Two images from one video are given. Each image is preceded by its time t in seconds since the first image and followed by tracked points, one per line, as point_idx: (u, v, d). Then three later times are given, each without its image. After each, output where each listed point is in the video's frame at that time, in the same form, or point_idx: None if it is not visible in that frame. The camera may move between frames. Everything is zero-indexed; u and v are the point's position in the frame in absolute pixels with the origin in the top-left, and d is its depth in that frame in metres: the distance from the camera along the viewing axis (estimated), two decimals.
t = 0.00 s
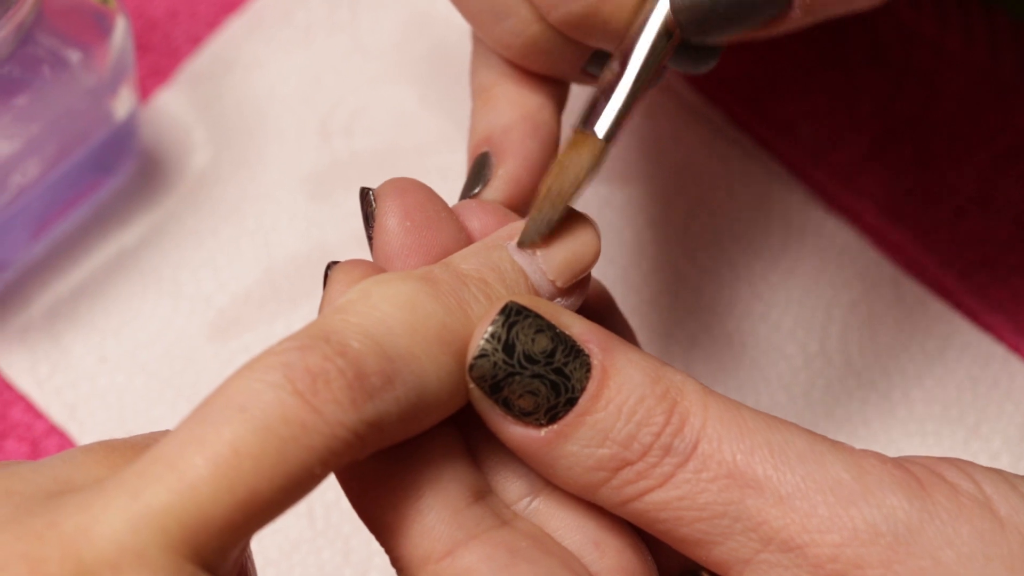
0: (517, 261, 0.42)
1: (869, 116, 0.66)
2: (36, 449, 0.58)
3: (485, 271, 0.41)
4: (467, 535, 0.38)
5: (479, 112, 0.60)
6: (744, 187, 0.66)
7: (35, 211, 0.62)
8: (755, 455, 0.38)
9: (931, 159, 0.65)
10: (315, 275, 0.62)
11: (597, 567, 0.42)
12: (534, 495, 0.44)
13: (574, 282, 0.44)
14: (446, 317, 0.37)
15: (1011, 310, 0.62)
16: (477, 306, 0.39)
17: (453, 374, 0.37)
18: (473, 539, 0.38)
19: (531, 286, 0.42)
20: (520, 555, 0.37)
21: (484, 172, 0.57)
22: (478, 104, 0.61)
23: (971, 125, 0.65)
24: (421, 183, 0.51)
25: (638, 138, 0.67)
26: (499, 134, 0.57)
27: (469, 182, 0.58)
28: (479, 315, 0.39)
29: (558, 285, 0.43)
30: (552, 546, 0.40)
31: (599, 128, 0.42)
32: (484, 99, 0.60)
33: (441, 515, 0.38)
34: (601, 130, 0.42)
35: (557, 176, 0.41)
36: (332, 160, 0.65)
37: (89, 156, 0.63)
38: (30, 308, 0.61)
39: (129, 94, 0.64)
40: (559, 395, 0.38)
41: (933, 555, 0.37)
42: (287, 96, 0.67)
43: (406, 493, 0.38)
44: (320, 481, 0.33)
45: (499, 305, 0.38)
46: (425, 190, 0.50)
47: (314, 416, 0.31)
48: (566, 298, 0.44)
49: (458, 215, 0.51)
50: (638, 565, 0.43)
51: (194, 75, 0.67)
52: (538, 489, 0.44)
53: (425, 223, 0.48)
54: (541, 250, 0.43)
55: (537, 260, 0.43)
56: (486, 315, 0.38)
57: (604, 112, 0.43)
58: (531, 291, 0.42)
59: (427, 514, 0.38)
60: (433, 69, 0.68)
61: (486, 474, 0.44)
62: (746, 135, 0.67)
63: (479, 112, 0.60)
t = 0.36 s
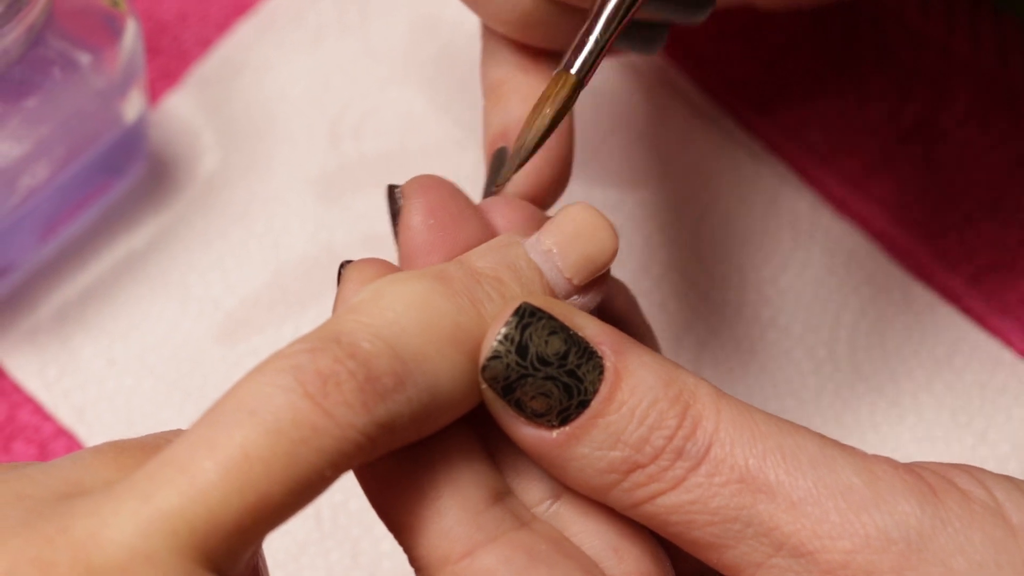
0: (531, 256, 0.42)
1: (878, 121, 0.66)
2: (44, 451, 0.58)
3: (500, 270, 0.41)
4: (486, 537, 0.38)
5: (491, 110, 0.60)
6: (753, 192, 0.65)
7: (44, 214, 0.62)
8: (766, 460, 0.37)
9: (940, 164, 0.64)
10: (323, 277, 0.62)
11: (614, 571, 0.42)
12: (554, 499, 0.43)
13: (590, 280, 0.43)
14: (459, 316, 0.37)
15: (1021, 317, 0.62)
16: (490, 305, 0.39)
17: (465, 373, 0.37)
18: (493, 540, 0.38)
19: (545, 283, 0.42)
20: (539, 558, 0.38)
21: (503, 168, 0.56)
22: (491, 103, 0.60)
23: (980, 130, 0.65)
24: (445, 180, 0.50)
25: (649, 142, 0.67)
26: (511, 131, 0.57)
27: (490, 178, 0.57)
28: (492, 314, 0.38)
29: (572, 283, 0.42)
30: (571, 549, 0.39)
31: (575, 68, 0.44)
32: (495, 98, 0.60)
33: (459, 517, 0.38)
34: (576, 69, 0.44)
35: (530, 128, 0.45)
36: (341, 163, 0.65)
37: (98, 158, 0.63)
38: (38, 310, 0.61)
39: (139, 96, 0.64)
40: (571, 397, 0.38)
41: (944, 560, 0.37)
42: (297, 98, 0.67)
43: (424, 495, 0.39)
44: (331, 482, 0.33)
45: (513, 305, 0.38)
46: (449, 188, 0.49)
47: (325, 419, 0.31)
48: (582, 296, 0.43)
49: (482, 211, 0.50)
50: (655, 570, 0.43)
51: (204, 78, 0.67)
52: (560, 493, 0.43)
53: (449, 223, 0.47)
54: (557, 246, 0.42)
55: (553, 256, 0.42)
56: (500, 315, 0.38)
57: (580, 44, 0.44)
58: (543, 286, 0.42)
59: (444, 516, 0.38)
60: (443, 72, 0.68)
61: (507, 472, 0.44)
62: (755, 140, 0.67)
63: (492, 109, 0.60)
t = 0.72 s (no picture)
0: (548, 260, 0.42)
1: (881, 125, 0.66)
2: (45, 457, 0.58)
3: (510, 272, 0.40)
4: (490, 540, 0.38)
5: (516, 109, 0.60)
6: (755, 195, 0.65)
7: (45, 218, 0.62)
8: (775, 465, 0.37)
9: (943, 169, 0.64)
10: (326, 281, 0.62)
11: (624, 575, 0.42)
12: (567, 502, 0.43)
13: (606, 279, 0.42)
14: (465, 321, 0.37)
15: None
16: (496, 310, 0.38)
17: (472, 381, 0.37)
18: (496, 543, 0.38)
19: (558, 288, 0.41)
20: (543, 562, 0.37)
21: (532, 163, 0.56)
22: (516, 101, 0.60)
23: (984, 133, 0.65)
24: (477, 173, 0.50)
25: (652, 146, 0.67)
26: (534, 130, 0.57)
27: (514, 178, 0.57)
28: (498, 320, 0.38)
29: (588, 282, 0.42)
30: (575, 552, 0.39)
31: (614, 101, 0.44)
32: (519, 98, 0.60)
33: (464, 519, 0.38)
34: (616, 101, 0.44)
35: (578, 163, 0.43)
36: (344, 167, 0.65)
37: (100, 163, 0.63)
38: (40, 314, 0.61)
39: (141, 100, 0.64)
40: (577, 405, 0.37)
41: (953, 564, 0.37)
42: (300, 102, 0.67)
43: (429, 498, 0.38)
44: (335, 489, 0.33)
45: (518, 314, 0.38)
46: (481, 181, 0.49)
47: (327, 427, 0.31)
48: (598, 294, 0.43)
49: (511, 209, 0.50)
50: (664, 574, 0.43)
51: (207, 81, 0.67)
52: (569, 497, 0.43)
53: (477, 220, 0.47)
54: (572, 246, 0.41)
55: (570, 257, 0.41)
56: (506, 322, 0.38)
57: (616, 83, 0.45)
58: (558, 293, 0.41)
59: (449, 518, 0.38)
60: (446, 76, 0.68)
61: (516, 477, 0.44)
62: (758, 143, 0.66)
63: (516, 109, 0.60)
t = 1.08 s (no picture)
0: (535, 257, 0.42)
1: (876, 124, 0.66)
2: (38, 455, 0.58)
3: (499, 269, 0.41)
4: (488, 533, 0.38)
5: (503, 111, 0.60)
6: (750, 194, 0.65)
7: (39, 217, 0.62)
8: (765, 463, 0.37)
9: (938, 167, 0.64)
10: (320, 279, 0.62)
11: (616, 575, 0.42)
12: (556, 501, 0.43)
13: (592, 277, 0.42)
14: (455, 316, 0.37)
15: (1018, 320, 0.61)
16: (486, 305, 0.38)
17: (462, 376, 0.37)
18: (495, 536, 0.38)
19: (545, 284, 0.41)
20: (543, 556, 0.38)
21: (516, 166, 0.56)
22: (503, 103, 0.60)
23: (978, 133, 0.65)
24: (460, 177, 0.50)
25: (646, 145, 0.67)
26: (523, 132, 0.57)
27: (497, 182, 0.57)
28: (489, 315, 0.38)
29: (575, 281, 0.42)
30: (574, 547, 0.39)
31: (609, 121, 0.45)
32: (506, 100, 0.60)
33: (463, 514, 0.38)
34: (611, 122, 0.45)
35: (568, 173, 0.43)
36: (338, 165, 0.65)
37: (93, 161, 0.63)
38: (33, 313, 0.61)
39: (134, 99, 0.63)
40: (567, 401, 0.37)
41: (943, 564, 0.37)
42: (295, 100, 0.67)
43: (424, 493, 0.38)
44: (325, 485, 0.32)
45: (508, 309, 0.38)
46: (464, 186, 0.49)
47: (317, 421, 0.31)
48: (585, 293, 0.43)
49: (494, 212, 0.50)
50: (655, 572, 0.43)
51: (201, 79, 0.67)
52: (559, 497, 0.43)
53: (459, 223, 0.47)
54: (558, 245, 0.42)
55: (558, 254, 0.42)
56: (496, 317, 0.38)
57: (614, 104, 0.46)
58: (546, 289, 0.41)
59: (447, 513, 0.38)
60: (441, 75, 0.68)
61: (507, 475, 0.44)
62: (753, 141, 0.66)
63: (503, 111, 0.60)
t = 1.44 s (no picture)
0: (523, 255, 0.42)
1: (867, 121, 0.66)
2: (31, 453, 0.58)
3: (488, 266, 0.41)
4: (488, 529, 0.38)
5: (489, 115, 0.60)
6: (743, 190, 0.65)
7: (31, 215, 0.62)
8: (753, 462, 0.37)
9: (929, 164, 0.64)
10: (313, 276, 0.62)
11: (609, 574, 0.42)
12: (548, 502, 0.43)
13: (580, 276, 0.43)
14: (444, 313, 0.37)
15: (1010, 315, 0.62)
16: (476, 302, 0.39)
17: (451, 373, 0.37)
18: (495, 533, 0.38)
19: (534, 281, 0.42)
20: (544, 551, 0.38)
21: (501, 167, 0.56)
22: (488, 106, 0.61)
23: (970, 129, 0.65)
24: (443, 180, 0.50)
25: (638, 142, 0.67)
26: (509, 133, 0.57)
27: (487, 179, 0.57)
28: (479, 312, 0.38)
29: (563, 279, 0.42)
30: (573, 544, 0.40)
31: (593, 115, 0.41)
32: (491, 104, 0.60)
33: (462, 510, 0.38)
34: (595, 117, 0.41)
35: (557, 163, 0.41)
36: (331, 163, 0.65)
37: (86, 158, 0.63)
38: (26, 311, 0.61)
39: (125, 97, 0.64)
40: (556, 399, 0.37)
41: (930, 563, 0.37)
42: (287, 98, 0.67)
43: (421, 492, 0.38)
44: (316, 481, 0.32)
45: (498, 306, 0.38)
46: (448, 188, 0.49)
47: (306, 416, 0.31)
48: (572, 292, 0.43)
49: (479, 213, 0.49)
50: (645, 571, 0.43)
51: (193, 77, 0.67)
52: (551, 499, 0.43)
53: (445, 225, 0.47)
54: (547, 243, 0.42)
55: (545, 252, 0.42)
56: (486, 314, 0.38)
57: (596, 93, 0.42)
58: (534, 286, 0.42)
59: (446, 510, 0.38)
60: (433, 72, 0.68)
61: (501, 475, 0.43)
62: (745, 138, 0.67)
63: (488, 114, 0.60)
